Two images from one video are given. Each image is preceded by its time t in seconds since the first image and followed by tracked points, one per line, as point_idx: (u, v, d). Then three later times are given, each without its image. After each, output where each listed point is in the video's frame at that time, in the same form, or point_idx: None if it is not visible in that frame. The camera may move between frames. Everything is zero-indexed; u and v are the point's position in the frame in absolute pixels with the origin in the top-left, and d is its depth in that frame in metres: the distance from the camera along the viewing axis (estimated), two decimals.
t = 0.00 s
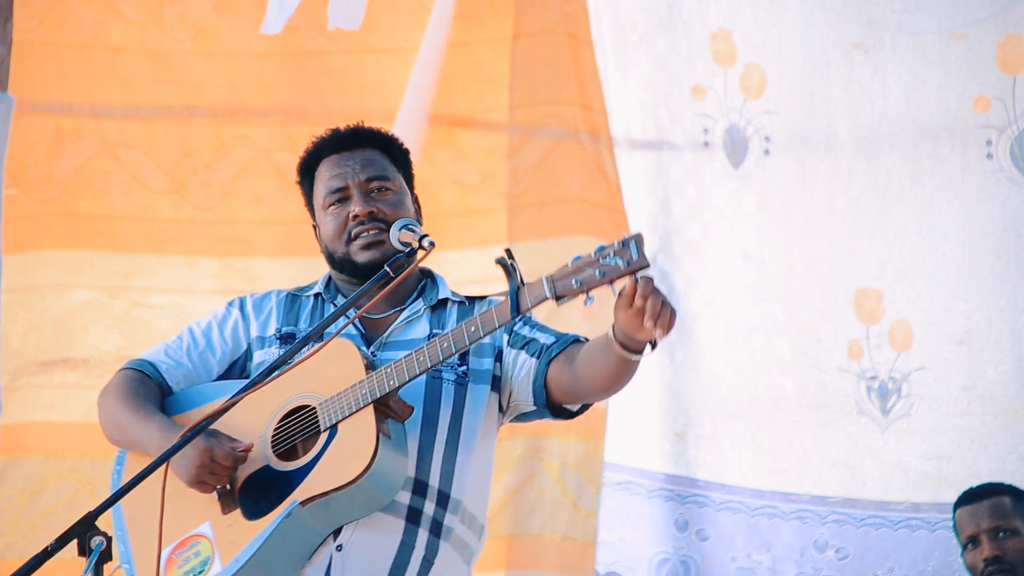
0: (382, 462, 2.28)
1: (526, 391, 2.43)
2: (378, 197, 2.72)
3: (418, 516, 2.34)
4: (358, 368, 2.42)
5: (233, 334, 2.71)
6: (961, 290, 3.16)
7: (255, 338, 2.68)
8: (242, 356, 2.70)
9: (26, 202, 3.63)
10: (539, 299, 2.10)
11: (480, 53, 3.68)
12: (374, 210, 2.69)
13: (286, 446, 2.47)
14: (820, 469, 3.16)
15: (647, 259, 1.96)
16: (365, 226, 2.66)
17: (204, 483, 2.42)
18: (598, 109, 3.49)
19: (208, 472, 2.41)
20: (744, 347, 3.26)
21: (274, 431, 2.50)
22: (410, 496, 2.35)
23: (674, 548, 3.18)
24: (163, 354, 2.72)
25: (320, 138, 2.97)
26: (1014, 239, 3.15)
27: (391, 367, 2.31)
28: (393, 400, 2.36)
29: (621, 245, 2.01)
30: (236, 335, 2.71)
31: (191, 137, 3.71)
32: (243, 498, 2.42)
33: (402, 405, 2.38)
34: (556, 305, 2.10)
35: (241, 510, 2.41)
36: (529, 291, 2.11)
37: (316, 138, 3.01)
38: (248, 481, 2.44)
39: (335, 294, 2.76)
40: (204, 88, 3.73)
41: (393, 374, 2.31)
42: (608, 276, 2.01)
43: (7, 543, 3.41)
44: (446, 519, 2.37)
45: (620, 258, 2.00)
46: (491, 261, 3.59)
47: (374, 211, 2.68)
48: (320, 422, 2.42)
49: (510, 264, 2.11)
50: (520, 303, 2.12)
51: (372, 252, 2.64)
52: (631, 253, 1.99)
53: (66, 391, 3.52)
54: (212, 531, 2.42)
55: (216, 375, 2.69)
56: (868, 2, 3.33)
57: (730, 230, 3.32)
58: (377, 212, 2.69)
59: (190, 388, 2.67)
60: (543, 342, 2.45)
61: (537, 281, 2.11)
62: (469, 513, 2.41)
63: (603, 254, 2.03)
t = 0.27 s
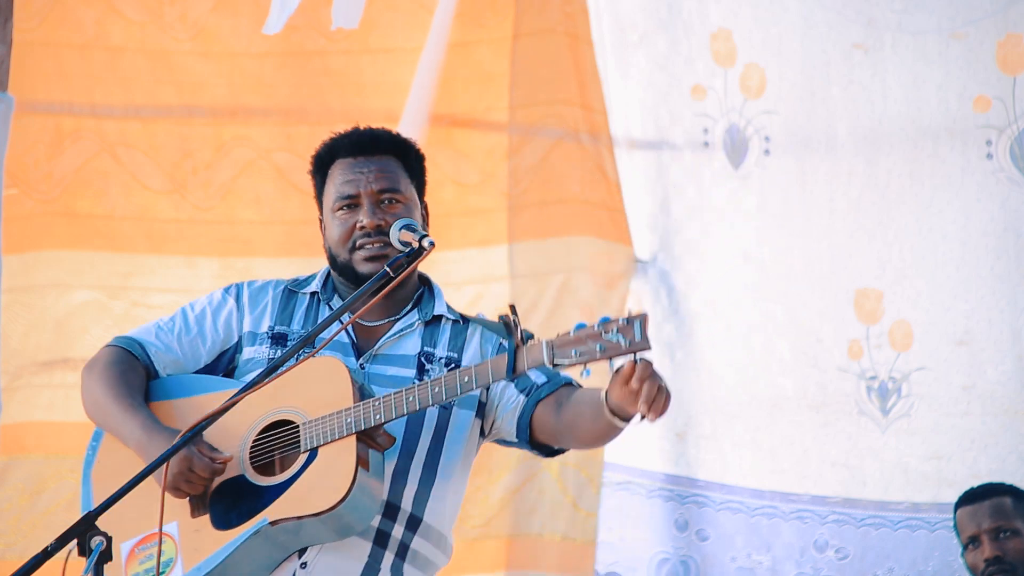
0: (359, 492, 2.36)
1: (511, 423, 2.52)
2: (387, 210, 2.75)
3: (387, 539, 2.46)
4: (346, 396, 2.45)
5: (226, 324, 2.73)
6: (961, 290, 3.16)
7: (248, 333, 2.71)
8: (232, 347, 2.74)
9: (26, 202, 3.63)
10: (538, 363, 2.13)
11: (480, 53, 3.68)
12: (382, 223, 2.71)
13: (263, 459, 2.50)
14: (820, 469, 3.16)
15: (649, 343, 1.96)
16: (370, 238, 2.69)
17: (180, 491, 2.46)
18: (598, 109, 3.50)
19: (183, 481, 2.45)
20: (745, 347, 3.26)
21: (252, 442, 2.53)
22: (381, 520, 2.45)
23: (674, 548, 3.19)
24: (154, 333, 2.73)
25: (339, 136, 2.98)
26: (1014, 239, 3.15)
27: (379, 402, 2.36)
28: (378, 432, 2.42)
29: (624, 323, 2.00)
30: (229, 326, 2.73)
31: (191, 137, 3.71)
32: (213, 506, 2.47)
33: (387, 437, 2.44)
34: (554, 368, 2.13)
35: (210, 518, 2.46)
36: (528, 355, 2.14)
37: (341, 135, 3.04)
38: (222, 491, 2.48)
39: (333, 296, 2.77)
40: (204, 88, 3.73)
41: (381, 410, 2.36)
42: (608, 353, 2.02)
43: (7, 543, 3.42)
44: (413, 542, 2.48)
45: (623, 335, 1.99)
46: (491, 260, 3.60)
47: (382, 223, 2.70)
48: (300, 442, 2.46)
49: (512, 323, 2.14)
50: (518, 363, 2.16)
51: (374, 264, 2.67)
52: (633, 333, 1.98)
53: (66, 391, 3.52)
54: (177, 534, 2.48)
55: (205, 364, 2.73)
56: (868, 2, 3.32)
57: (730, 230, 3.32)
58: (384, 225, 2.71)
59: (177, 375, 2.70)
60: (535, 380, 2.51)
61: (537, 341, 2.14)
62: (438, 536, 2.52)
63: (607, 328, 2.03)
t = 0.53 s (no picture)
0: (331, 514, 2.37)
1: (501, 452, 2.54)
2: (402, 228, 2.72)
3: (362, 553, 2.46)
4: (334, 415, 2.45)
5: (231, 321, 2.74)
6: (961, 291, 3.16)
7: (251, 333, 2.72)
8: (233, 345, 2.74)
9: (26, 202, 3.63)
10: (522, 413, 2.14)
11: (480, 53, 3.68)
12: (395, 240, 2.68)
13: (245, 467, 2.54)
14: (820, 469, 3.16)
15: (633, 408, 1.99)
16: (380, 254, 2.64)
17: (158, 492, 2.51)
18: (598, 109, 3.50)
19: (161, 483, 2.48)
20: (745, 347, 3.26)
21: (236, 449, 2.56)
22: (356, 534, 2.47)
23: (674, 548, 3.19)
24: (157, 320, 2.74)
25: (365, 146, 2.97)
26: (1014, 239, 3.15)
27: (362, 426, 2.38)
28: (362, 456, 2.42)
29: (612, 383, 2.03)
30: (233, 323, 2.74)
31: (191, 137, 3.71)
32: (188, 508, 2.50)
33: (370, 461, 2.44)
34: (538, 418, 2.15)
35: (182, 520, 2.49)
36: (513, 404, 2.16)
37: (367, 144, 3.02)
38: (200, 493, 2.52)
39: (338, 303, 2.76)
40: (204, 88, 3.73)
41: (362, 435, 2.38)
42: (590, 412, 2.04)
43: (7, 543, 3.42)
44: (390, 557, 2.49)
45: (609, 397, 2.02)
46: (490, 260, 3.59)
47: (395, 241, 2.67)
48: (282, 454, 2.49)
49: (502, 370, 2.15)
50: (502, 410, 2.17)
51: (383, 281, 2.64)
52: (620, 395, 2.01)
53: (66, 391, 3.52)
54: (150, 530, 2.59)
55: (204, 359, 2.73)
56: (868, 2, 3.32)
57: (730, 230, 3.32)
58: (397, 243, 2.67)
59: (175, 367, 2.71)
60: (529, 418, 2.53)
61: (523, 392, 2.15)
62: (416, 554, 2.53)
63: (593, 388, 2.05)
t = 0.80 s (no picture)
0: (315, 522, 2.36)
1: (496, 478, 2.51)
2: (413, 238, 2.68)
3: (355, 561, 2.50)
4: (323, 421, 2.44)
5: (237, 321, 2.75)
6: (961, 291, 3.16)
7: (256, 334, 2.73)
8: (239, 345, 2.74)
9: (26, 202, 3.63)
10: (500, 430, 2.17)
11: (480, 53, 3.68)
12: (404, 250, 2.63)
13: (233, 474, 2.52)
14: (820, 469, 3.17)
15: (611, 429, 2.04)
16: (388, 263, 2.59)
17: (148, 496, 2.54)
18: (598, 109, 3.50)
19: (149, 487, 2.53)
20: (744, 347, 3.26)
21: (226, 454, 2.55)
22: (349, 542, 2.50)
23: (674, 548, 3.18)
24: (165, 318, 2.75)
25: (382, 153, 2.93)
26: (1014, 239, 3.15)
27: (350, 437, 2.38)
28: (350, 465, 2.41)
29: (589, 404, 2.09)
30: (239, 323, 2.75)
31: (191, 137, 3.71)
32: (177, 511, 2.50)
33: (358, 469, 2.43)
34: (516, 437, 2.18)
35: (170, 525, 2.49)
36: (493, 421, 2.19)
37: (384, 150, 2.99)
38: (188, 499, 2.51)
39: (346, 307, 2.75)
40: (204, 88, 3.73)
41: (350, 445, 2.37)
42: (566, 431, 2.09)
43: (7, 543, 3.42)
44: (384, 564, 2.52)
45: (586, 417, 2.07)
46: (490, 261, 3.58)
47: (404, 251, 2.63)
48: (270, 461, 2.47)
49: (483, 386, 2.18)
50: (482, 426, 2.19)
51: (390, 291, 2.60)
52: (596, 417, 2.06)
53: (66, 391, 3.52)
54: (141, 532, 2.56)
55: (208, 358, 2.74)
56: (868, 2, 3.33)
57: (730, 230, 3.32)
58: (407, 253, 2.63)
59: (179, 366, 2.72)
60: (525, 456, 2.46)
61: (503, 408, 2.19)
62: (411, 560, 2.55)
63: (572, 407, 2.10)
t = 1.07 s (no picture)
0: (324, 524, 2.38)
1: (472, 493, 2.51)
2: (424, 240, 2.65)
3: (368, 563, 2.49)
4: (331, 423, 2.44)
5: (250, 323, 2.72)
6: (961, 291, 3.16)
7: (269, 336, 2.70)
8: (253, 346, 2.72)
9: (26, 202, 3.63)
10: (503, 428, 2.15)
11: (480, 53, 3.68)
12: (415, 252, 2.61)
13: (244, 478, 2.53)
14: (820, 469, 3.17)
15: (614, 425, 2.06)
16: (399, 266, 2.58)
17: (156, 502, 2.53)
18: (598, 109, 3.50)
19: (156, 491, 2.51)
20: (744, 347, 3.26)
21: (236, 458, 2.55)
22: (361, 543, 2.49)
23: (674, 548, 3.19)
24: (178, 322, 2.74)
25: (394, 153, 2.89)
26: (1014, 239, 3.15)
27: (356, 437, 2.37)
28: (357, 465, 2.41)
29: (589, 401, 2.10)
30: (252, 325, 2.72)
31: (191, 137, 3.71)
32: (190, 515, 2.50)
33: (366, 470, 2.42)
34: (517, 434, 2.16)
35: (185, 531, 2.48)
36: (495, 419, 2.16)
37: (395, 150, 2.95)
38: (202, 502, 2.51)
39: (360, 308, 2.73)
40: (204, 88, 3.73)
41: (355, 446, 2.37)
42: (569, 428, 2.10)
43: (7, 543, 3.42)
44: (398, 565, 2.51)
45: (587, 413, 2.09)
46: (491, 261, 3.58)
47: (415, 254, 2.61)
48: (279, 464, 2.47)
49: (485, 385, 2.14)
50: (484, 426, 2.16)
51: (401, 294, 2.59)
52: (597, 413, 2.08)
53: (66, 391, 3.52)
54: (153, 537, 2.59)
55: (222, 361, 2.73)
56: (868, 2, 3.33)
57: (730, 230, 3.32)
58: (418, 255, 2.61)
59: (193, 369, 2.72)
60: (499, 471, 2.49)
61: (504, 406, 2.16)
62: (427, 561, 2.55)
63: (572, 404, 2.10)
